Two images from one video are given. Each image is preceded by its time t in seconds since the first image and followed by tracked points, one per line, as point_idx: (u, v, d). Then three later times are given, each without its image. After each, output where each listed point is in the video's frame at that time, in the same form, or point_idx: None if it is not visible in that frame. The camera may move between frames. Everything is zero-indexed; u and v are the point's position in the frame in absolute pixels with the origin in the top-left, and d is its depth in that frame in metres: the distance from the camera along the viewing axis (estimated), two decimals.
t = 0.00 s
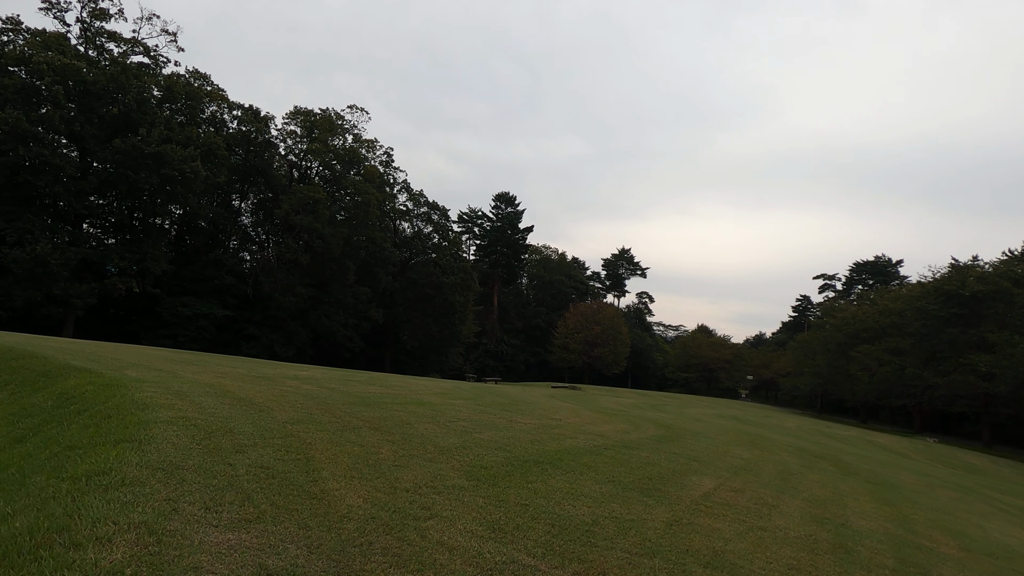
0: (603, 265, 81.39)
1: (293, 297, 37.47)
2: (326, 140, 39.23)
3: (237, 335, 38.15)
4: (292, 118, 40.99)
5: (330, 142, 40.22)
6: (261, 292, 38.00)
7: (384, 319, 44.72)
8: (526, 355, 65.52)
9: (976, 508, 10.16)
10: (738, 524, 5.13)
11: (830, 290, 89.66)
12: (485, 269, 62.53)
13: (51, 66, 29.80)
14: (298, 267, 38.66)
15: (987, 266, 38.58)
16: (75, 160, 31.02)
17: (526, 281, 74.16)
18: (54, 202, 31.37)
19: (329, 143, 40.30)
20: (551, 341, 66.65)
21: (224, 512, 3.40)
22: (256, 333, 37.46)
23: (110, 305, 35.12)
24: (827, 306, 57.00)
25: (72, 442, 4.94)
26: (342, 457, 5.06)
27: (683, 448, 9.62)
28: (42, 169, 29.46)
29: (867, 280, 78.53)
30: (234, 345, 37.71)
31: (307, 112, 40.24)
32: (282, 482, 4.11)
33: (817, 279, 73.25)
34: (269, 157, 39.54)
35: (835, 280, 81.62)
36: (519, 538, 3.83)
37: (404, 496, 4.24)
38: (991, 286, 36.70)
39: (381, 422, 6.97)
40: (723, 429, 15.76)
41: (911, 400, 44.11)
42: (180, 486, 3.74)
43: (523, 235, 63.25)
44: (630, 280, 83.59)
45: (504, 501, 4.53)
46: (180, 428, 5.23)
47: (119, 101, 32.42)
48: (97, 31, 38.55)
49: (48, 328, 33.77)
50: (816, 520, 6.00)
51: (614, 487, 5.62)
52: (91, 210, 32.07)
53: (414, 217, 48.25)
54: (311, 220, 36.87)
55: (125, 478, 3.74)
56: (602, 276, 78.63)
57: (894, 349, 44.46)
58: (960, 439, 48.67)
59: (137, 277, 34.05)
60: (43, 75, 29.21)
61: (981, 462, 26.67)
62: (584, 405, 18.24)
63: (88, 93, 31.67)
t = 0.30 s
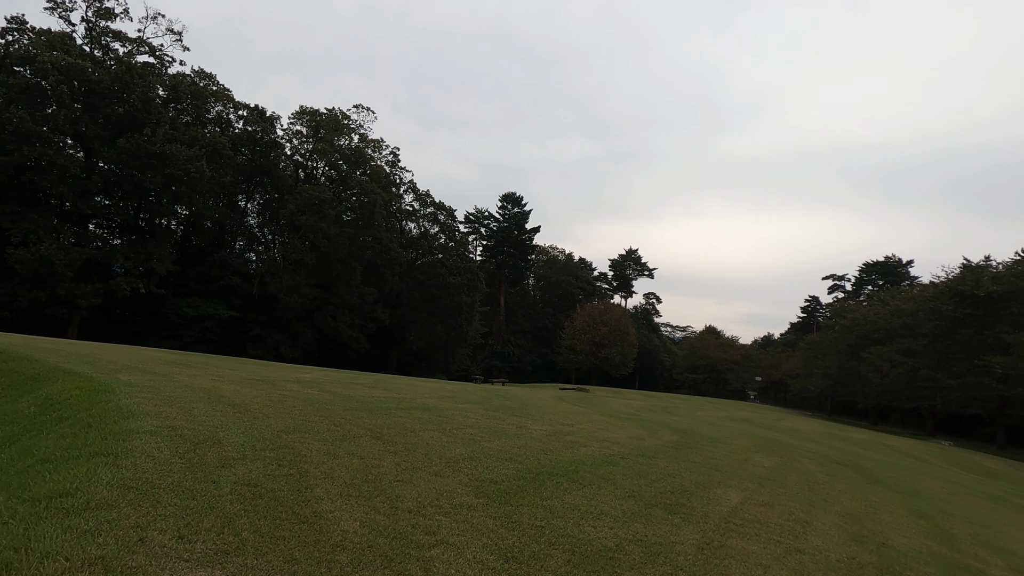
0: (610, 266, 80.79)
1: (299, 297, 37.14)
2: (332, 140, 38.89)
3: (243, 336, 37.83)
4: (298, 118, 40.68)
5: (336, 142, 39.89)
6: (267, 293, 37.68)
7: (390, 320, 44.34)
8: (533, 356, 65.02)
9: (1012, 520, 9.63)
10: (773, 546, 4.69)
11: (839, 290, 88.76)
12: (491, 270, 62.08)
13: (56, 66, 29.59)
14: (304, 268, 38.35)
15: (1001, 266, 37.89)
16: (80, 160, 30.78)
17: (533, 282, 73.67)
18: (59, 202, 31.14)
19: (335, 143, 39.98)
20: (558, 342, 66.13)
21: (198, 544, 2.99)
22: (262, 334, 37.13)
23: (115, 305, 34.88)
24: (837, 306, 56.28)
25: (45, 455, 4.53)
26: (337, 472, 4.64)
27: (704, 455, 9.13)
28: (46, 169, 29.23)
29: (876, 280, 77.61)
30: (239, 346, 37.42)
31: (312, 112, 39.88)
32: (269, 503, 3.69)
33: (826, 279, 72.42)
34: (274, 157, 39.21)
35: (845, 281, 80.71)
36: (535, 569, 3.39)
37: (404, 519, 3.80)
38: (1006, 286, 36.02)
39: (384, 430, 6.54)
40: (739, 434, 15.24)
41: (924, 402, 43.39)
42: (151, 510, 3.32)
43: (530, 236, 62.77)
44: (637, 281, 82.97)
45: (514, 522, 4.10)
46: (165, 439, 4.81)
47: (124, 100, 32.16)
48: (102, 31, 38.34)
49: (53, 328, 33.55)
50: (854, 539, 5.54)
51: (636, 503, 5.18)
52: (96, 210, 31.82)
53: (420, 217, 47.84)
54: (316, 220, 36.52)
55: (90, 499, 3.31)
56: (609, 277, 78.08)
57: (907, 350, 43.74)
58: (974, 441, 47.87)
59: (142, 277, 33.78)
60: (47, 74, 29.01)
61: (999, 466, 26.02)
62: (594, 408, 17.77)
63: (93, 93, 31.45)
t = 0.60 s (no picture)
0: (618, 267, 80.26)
1: (306, 299, 36.84)
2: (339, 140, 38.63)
3: (249, 337, 37.58)
4: (305, 119, 40.44)
5: (344, 142, 39.62)
6: (274, 294, 37.44)
7: (396, 321, 44.02)
8: (540, 358, 64.57)
9: None
10: (819, 572, 4.31)
11: (849, 292, 87.93)
12: (499, 272, 61.68)
13: (63, 66, 29.42)
14: (311, 269, 38.09)
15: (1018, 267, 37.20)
16: (87, 161, 30.59)
17: (540, 283, 73.26)
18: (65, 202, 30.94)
19: (342, 143, 39.71)
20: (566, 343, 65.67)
21: None
22: (269, 335, 36.88)
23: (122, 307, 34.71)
24: (848, 308, 55.58)
25: (25, 468, 4.16)
26: (344, 487, 4.28)
27: (727, 464, 8.73)
28: (53, 169, 29.03)
29: (887, 282, 76.76)
30: (246, 348, 37.17)
31: (320, 112, 39.62)
32: (265, 528, 3.31)
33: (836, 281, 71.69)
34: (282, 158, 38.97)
35: (855, 282, 79.82)
36: None
37: (415, 545, 3.43)
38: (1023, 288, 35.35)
39: (391, 438, 6.16)
40: (756, 439, 14.78)
41: (938, 405, 42.67)
42: (133, 539, 2.95)
43: (538, 237, 62.38)
44: (645, 282, 82.39)
45: (536, 547, 3.73)
46: (156, 451, 4.46)
47: (131, 100, 31.94)
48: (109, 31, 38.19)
49: (60, 330, 33.36)
50: (901, 561, 5.13)
51: (665, 523, 4.79)
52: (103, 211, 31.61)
53: (427, 218, 47.54)
54: (323, 221, 36.22)
55: (63, 527, 2.94)
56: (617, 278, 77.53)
57: (920, 353, 43.03)
58: (988, 445, 47.06)
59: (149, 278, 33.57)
60: (54, 74, 28.83)
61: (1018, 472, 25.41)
62: (605, 412, 17.36)
63: (100, 94, 31.24)
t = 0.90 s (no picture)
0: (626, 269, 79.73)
1: (313, 300, 36.54)
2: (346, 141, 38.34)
3: (256, 339, 37.30)
4: (312, 119, 40.21)
5: (350, 143, 39.31)
6: (280, 295, 37.16)
7: (403, 323, 43.69)
8: (548, 359, 64.12)
9: None
10: None
11: (859, 293, 87.01)
12: (506, 273, 61.30)
13: (69, 67, 29.24)
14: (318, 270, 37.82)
15: None
16: (94, 162, 30.36)
17: (547, 284, 72.82)
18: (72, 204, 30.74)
19: (349, 144, 39.41)
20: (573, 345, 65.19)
21: None
22: (275, 337, 36.59)
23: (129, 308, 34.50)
24: (859, 309, 54.86)
25: None
26: (349, 512, 3.86)
27: (754, 475, 8.27)
28: (59, 170, 28.82)
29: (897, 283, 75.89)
30: (253, 350, 36.89)
31: (326, 112, 39.36)
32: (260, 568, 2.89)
33: (845, 281, 70.86)
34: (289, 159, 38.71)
35: (865, 284, 78.92)
36: None
37: None
38: None
39: (399, 450, 5.75)
40: (775, 446, 14.30)
41: (953, 408, 41.93)
42: None
43: (545, 238, 61.98)
44: (653, 283, 81.80)
45: None
46: (143, 469, 4.05)
47: (137, 101, 31.69)
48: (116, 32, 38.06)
49: (66, 331, 33.15)
50: None
51: (703, 548, 4.37)
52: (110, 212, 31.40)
53: (434, 219, 47.22)
54: (330, 222, 35.93)
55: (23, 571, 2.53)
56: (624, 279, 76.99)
57: (934, 355, 42.30)
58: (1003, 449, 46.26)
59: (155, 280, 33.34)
60: (60, 75, 28.66)
61: None
62: (617, 416, 16.91)
63: (106, 94, 31.02)
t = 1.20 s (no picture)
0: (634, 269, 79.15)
1: (321, 301, 36.27)
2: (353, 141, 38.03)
3: (264, 340, 37.04)
4: (320, 120, 39.92)
5: (358, 143, 39.01)
6: (289, 296, 36.92)
7: (412, 324, 43.38)
8: (556, 360, 63.67)
9: None
10: None
11: (870, 292, 86.09)
12: (514, 273, 60.89)
13: (76, 67, 29.02)
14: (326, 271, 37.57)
15: None
16: (101, 163, 30.18)
17: (555, 285, 72.33)
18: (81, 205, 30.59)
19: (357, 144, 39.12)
20: (582, 345, 64.71)
21: None
22: (283, 338, 36.35)
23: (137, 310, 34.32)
24: (871, 310, 54.12)
25: None
26: (350, 539, 3.46)
27: (782, 485, 7.82)
28: (67, 171, 28.62)
29: (910, 282, 74.91)
30: (261, 351, 36.66)
31: (334, 112, 39.09)
32: None
33: (857, 281, 70.03)
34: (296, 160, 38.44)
35: (877, 283, 78.02)
36: None
37: None
38: None
39: (407, 463, 5.36)
40: (796, 451, 13.83)
41: (969, 409, 41.19)
42: None
43: (554, 238, 61.55)
44: (662, 284, 81.19)
45: None
46: (123, 490, 3.66)
47: (145, 102, 31.52)
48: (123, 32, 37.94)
49: (74, 333, 32.98)
50: None
51: None
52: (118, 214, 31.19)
53: (442, 219, 46.88)
54: (338, 222, 35.66)
55: None
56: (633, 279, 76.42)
57: (949, 355, 41.60)
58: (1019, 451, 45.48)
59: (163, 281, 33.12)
60: (67, 76, 28.46)
61: None
62: (630, 419, 16.48)
63: (114, 95, 30.79)
